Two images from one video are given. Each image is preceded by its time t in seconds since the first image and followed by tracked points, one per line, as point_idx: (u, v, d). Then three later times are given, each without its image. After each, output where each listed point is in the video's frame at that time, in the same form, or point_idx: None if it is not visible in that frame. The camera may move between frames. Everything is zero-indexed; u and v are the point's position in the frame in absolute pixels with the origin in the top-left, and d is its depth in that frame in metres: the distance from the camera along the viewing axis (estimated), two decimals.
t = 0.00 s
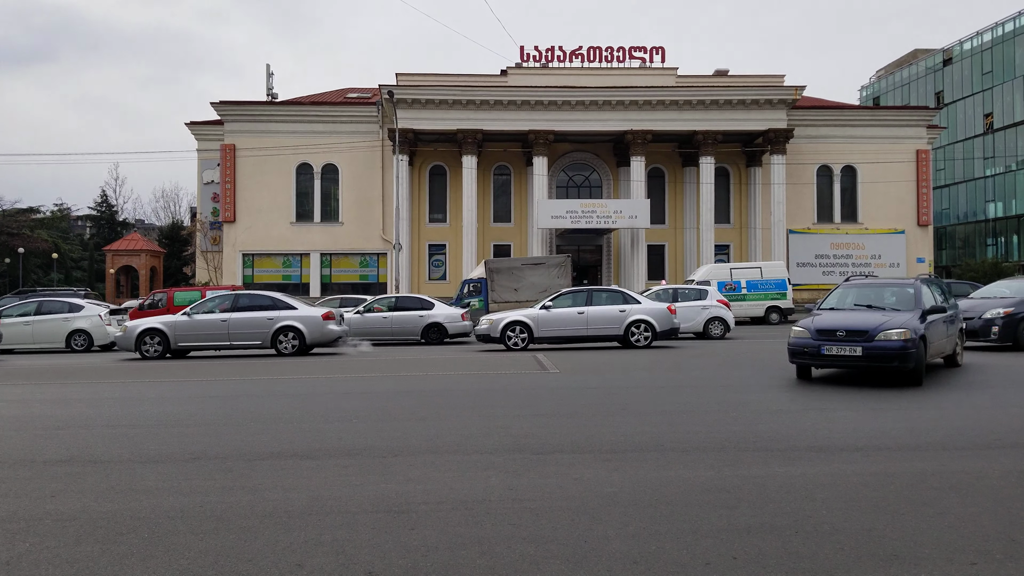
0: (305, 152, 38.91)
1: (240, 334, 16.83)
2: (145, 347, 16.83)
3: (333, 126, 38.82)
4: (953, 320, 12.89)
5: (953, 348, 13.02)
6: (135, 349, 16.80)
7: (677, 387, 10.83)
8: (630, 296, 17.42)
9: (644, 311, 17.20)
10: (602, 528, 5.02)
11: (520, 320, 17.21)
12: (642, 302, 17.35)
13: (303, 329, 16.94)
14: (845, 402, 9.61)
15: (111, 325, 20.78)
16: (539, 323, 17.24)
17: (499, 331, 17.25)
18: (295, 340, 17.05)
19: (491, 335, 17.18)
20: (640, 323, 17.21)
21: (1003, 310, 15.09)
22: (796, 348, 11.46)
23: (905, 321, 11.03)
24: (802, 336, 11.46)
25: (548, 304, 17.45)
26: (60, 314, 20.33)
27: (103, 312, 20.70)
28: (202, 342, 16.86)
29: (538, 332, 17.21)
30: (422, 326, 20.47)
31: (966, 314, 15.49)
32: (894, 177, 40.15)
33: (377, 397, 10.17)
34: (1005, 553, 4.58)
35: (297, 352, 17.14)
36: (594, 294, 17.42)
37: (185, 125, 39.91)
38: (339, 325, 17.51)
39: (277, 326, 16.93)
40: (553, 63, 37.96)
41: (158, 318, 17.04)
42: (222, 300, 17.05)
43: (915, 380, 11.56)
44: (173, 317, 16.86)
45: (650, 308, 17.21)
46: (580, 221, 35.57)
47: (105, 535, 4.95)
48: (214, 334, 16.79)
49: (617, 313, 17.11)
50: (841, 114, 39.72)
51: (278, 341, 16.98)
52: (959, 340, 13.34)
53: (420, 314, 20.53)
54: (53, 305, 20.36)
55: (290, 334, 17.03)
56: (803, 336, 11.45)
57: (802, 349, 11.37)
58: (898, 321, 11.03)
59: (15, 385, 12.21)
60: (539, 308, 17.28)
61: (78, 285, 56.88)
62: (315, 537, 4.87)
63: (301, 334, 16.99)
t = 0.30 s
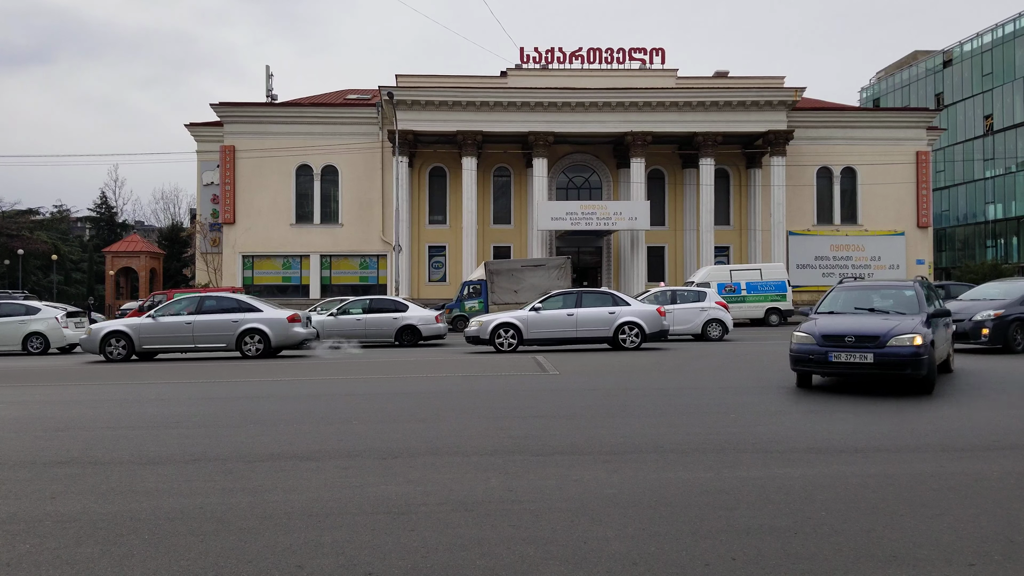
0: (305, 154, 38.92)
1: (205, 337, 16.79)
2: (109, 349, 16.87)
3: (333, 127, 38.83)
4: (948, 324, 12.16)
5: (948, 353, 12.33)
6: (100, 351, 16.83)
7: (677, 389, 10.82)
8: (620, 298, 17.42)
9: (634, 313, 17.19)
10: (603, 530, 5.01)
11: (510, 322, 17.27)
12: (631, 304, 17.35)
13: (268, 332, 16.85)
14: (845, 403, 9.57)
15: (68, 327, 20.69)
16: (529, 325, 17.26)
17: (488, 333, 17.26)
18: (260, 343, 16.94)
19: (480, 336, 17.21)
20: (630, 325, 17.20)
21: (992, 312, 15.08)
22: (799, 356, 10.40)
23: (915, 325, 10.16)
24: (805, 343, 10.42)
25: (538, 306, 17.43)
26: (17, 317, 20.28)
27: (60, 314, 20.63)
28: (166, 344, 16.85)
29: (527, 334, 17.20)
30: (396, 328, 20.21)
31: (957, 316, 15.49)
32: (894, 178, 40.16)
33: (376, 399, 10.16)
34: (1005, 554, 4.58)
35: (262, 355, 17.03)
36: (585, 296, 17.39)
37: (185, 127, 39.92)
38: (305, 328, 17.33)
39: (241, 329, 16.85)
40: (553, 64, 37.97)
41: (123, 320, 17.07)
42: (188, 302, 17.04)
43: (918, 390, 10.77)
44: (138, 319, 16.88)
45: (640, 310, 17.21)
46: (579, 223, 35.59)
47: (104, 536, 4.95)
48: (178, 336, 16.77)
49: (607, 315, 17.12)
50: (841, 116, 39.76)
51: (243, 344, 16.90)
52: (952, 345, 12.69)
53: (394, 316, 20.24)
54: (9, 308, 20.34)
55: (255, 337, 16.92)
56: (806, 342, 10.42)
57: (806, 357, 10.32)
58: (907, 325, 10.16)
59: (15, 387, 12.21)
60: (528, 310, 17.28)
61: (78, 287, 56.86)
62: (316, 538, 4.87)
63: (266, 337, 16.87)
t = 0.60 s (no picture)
0: (305, 155, 38.93)
1: (161, 339, 16.73)
2: (65, 352, 16.87)
3: (333, 129, 38.85)
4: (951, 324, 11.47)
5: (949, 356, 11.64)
6: (55, 353, 16.86)
7: (677, 391, 10.79)
8: (605, 299, 17.40)
9: (619, 315, 17.17)
10: (603, 532, 5.00)
11: (494, 324, 17.23)
12: (616, 307, 17.34)
13: (223, 334, 16.74)
14: (846, 405, 9.57)
15: (21, 329, 20.78)
16: (513, 327, 17.21)
17: (473, 334, 17.22)
18: (216, 345, 16.82)
19: (465, 338, 17.15)
20: (614, 327, 17.18)
21: (981, 313, 15.07)
22: (813, 364, 9.45)
23: (936, 330, 9.36)
24: (820, 349, 9.47)
25: (523, 307, 17.40)
26: None
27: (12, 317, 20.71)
28: (121, 347, 16.82)
29: (512, 335, 17.17)
30: (365, 330, 20.15)
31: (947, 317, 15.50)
32: (894, 180, 40.16)
33: (375, 400, 10.16)
34: (1005, 555, 4.58)
35: (219, 358, 16.91)
36: (569, 298, 17.39)
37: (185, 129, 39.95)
38: (263, 331, 17.25)
39: (197, 331, 16.75)
40: (553, 66, 37.98)
41: (79, 322, 17.07)
42: (145, 305, 17.00)
43: (931, 398, 9.99)
44: (94, 322, 16.89)
45: (625, 312, 17.21)
46: (580, 225, 35.62)
47: (104, 538, 4.94)
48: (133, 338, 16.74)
49: (592, 317, 17.11)
50: (841, 118, 39.78)
51: (199, 346, 16.79)
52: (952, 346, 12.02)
53: (363, 319, 20.20)
54: None
55: (211, 339, 16.81)
56: (821, 349, 9.47)
57: (822, 365, 9.37)
58: (929, 330, 9.36)
59: (15, 389, 12.20)
60: (513, 312, 17.26)
61: (78, 289, 56.85)
62: (317, 540, 4.86)
63: (222, 339, 16.76)
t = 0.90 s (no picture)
0: (306, 155, 38.94)
1: (109, 340, 16.70)
2: (12, 353, 16.79)
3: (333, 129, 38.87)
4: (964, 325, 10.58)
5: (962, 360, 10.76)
6: (3, 355, 16.78)
7: (678, 391, 10.79)
8: (584, 300, 17.40)
9: (598, 315, 17.18)
10: (602, 532, 5.00)
11: (473, 325, 17.24)
12: (595, 307, 17.33)
13: (171, 336, 16.74)
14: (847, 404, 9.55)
15: None
16: (492, 327, 17.20)
17: (452, 334, 17.28)
18: (164, 346, 16.83)
19: (443, 338, 17.21)
20: (593, 327, 17.17)
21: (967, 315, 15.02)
22: (843, 373, 8.36)
23: (972, 335, 8.44)
24: (850, 357, 8.39)
25: (502, 308, 17.38)
26: None
27: None
28: (68, 348, 16.77)
29: (489, 336, 17.19)
30: (330, 332, 20.14)
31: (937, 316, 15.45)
32: (894, 180, 40.14)
33: (376, 400, 10.17)
34: (1006, 555, 4.57)
35: (166, 359, 16.92)
36: (548, 298, 17.37)
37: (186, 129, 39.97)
38: (212, 332, 17.25)
39: (144, 333, 16.74)
40: (553, 66, 37.99)
41: (27, 323, 16.98)
42: (93, 306, 16.95)
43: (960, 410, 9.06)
44: (41, 322, 16.81)
45: (603, 313, 17.20)
46: (581, 225, 35.62)
47: (104, 539, 4.94)
48: (80, 339, 16.69)
49: (570, 318, 17.09)
50: (842, 118, 39.80)
51: (146, 348, 16.78)
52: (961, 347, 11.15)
53: (328, 320, 20.17)
54: None
55: (158, 340, 16.81)
56: (849, 356, 8.41)
57: (853, 375, 8.30)
58: (966, 334, 8.42)
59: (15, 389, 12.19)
60: (491, 312, 17.27)
61: (78, 289, 56.87)
62: (316, 541, 4.86)
63: (169, 341, 16.77)
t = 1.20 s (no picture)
0: (302, 156, 38.89)
1: (42, 343, 16.58)
2: None
3: (328, 129, 38.80)
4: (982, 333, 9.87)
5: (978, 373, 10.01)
6: None
7: (674, 391, 10.79)
8: (552, 302, 17.37)
9: (566, 316, 17.15)
10: (596, 533, 5.00)
11: (440, 326, 17.23)
12: (563, 309, 17.30)
13: (105, 338, 16.67)
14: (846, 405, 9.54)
15: None
16: (459, 329, 17.19)
17: (419, 335, 17.28)
18: (98, 349, 16.75)
19: (410, 339, 17.21)
20: (560, 328, 17.14)
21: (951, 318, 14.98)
22: (887, 388, 7.41)
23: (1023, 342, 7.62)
24: (895, 369, 7.45)
25: (470, 309, 17.34)
26: None
27: None
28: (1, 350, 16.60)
29: (456, 337, 17.18)
30: (285, 334, 20.03)
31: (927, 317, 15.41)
32: (889, 181, 40.21)
33: (372, 401, 10.15)
34: (1000, 555, 4.59)
35: (100, 362, 16.83)
36: (517, 299, 17.32)
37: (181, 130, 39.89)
38: (149, 334, 17.19)
39: (78, 335, 16.65)
40: (550, 67, 38.02)
41: None
42: (27, 308, 16.84)
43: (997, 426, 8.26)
44: None
45: (571, 315, 17.17)
46: (578, 225, 35.60)
47: (97, 541, 4.93)
48: (13, 341, 16.54)
49: (537, 319, 17.04)
50: (837, 120, 39.91)
51: (80, 350, 16.69)
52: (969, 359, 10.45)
53: (283, 321, 20.07)
54: None
55: (92, 343, 16.73)
56: (894, 367, 7.47)
57: (899, 389, 7.36)
58: (1017, 342, 7.59)
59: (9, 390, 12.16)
60: (458, 313, 17.27)
61: (73, 290, 56.72)
62: (311, 542, 4.85)
63: (103, 343, 16.70)
